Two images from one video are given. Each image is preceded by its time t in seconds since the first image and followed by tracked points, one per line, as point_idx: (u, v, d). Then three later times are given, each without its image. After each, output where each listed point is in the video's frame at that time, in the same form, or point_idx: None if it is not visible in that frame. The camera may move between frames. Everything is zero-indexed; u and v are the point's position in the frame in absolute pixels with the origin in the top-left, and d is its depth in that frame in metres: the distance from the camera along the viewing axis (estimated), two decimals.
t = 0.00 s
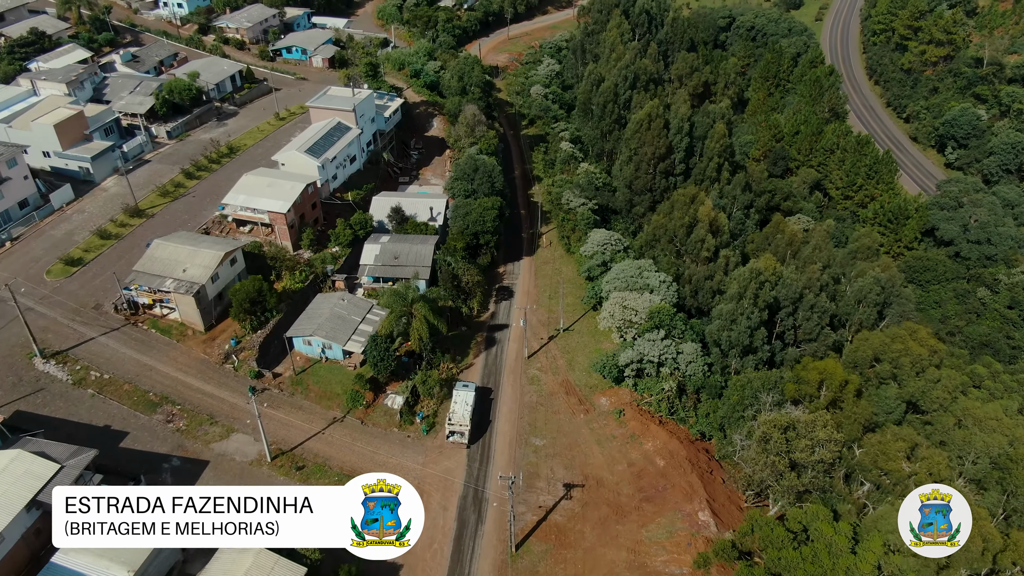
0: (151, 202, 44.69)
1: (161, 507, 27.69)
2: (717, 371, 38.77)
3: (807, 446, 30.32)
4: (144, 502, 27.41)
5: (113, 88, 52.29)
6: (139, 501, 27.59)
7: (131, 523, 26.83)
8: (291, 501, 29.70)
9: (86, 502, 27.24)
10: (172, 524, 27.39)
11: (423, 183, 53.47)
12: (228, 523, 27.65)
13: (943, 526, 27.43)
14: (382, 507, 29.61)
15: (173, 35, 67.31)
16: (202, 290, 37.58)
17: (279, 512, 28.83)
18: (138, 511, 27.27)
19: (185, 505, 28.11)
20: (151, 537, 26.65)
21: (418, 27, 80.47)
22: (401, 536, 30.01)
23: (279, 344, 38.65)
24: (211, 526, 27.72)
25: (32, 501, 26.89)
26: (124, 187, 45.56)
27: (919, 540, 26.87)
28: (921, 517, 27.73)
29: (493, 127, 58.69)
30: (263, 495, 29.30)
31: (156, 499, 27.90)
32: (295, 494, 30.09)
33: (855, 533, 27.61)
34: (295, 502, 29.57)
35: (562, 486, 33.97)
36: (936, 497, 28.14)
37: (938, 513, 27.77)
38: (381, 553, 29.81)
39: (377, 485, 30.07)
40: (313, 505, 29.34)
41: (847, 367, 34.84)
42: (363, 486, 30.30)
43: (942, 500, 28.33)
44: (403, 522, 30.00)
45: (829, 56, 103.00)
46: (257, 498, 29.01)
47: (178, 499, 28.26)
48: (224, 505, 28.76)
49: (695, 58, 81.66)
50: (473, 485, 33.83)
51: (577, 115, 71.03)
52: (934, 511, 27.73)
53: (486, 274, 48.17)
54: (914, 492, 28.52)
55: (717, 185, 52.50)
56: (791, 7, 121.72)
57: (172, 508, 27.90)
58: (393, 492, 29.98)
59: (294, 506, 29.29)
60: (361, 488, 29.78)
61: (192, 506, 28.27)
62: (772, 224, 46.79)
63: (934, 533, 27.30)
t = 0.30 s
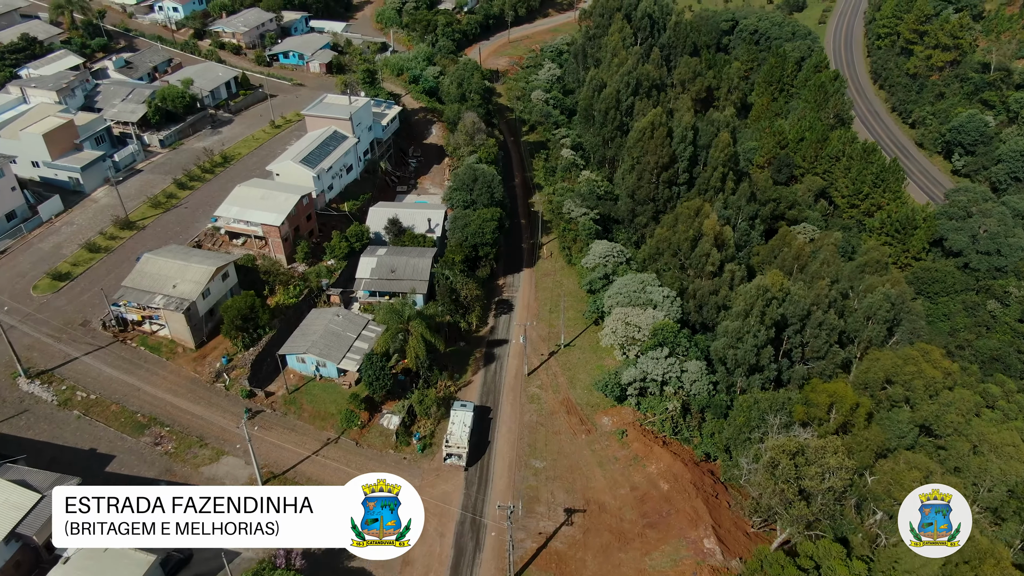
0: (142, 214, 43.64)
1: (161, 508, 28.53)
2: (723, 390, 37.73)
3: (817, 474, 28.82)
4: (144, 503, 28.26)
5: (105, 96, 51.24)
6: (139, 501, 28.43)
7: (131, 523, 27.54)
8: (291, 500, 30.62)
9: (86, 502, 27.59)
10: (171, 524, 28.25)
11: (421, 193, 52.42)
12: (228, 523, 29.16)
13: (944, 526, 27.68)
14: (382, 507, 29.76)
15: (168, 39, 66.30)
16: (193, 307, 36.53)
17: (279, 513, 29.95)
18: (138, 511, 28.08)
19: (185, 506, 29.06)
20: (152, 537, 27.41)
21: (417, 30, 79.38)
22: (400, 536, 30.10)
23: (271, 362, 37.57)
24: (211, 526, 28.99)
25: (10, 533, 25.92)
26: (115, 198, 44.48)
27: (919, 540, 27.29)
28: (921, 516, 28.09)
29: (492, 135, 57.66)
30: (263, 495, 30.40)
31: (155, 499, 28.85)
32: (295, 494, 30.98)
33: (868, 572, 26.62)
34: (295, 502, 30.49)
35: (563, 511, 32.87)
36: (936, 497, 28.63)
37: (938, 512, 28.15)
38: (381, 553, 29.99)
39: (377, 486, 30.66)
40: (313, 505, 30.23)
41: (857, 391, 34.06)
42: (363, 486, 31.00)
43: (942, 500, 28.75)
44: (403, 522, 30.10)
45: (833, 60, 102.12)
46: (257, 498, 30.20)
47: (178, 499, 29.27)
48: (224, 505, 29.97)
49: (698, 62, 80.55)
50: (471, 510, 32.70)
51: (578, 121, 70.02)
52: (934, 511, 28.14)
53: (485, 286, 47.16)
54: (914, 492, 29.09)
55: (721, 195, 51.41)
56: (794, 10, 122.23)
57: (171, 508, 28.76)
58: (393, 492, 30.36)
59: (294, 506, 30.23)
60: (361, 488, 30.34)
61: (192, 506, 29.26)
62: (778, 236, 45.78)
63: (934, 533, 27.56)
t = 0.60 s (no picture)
0: (131, 226, 42.55)
1: (161, 508, 29.53)
2: (728, 411, 36.59)
3: (827, 504, 28.00)
4: (144, 503, 29.27)
5: (96, 104, 50.13)
6: (139, 501, 29.41)
7: (132, 524, 28.90)
8: (292, 499, 30.78)
9: (85, 503, 28.09)
10: (172, 524, 29.40)
11: (419, 203, 51.29)
12: (228, 524, 29.71)
13: (943, 526, 28.06)
14: (382, 507, 29.90)
15: (162, 45, 65.23)
16: (182, 325, 35.42)
17: (279, 513, 30.15)
18: (138, 511, 29.17)
19: (185, 506, 29.72)
20: (152, 537, 29.10)
21: (417, 35, 78.33)
22: (401, 536, 30.22)
23: (263, 383, 36.41)
24: (211, 526, 29.62)
25: None
26: (104, 210, 43.36)
27: (919, 540, 27.76)
28: (921, 517, 28.35)
29: (492, 143, 56.51)
30: (264, 494, 30.47)
31: (156, 500, 29.71)
32: (295, 492, 31.13)
33: None
34: (295, 502, 30.67)
35: (563, 539, 31.68)
36: (936, 497, 28.79)
37: (938, 512, 28.32)
38: (381, 553, 30.26)
39: (377, 485, 30.61)
40: (313, 505, 30.64)
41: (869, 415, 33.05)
42: (363, 484, 30.95)
43: (942, 500, 28.93)
44: (404, 523, 30.13)
45: (837, 65, 101.14)
46: (257, 498, 30.23)
47: (178, 499, 29.89)
48: (224, 505, 30.08)
49: (700, 67, 79.46)
50: (467, 537, 31.50)
51: (579, 128, 68.92)
52: (934, 511, 28.34)
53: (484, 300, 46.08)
54: (914, 492, 29.22)
55: (726, 207, 50.23)
56: (797, 13, 122.15)
57: (171, 508, 29.63)
58: (393, 492, 30.26)
59: (294, 506, 30.44)
60: (362, 488, 30.24)
61: (191, 506, 29.84)
62: (784, 249, 44.66)
63: (934, 533, 27.97)
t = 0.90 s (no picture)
0: (119, 240, 41.41)
1: (161, 507, 29.87)
2: (733, 435, 35.39)
3: (838, 539, 26.88)
4: (144, 503, 29.67)
5: (85, 113, 48.96)
6: (139, 501, 29.87)
7: (131, 523, 29.28)
8: (292, 499, 31.32)
9: (86, 502, 29.13)
10: (172, 524, 29.62)
11: (416, 214, 50.09)
12: (228, 523, 29.96)
13: (943, 526, 28.41)
14: (382, 507, 30.45)
15: (155, 50, 64.09)
16: (168, 345, 34.28)
17: (279, 513, 30.76)
18: (138, 511, 29.60)
19: (185, 505, 30.01)
20: (151, 537, 29.16)
21: (415, 40, 77.28)
22: (400, 536, 30.48)
23: (252, 405, 35.22)
24: (211, 526, 29.84)
25: None
26: (91, 223, 42.20)
27: (920, 540, 28.01)
28: (921, 516, 28.66)
29: (490, 152, 55.32)
30: (263, 494, 31.14)
31: (156, 500, 30.08)
32: (296, 493, 31.64)
33: None
34: (295, 502, 31.20)
35: (562, 571, 30.50)
36: (936, 497, 28.92)
37: (938, 512, 28.58)
38: (381, 554, 30.36)
39: (377, 485, 31.08)
40: (313, 505, 31.04)
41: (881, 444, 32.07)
42: (362, 484, 31.43)
43: (942, 500, 29.09)
44: (403, 522, 30.55)
45: (842, 70, 99.94)
46: (257, 498, 30.91)
47: (178, 499, 30.17)
48: (223, 505, 30.40)
49: (703, 72, 78.31)
50: (462, 568, 30.32)
51: (579, 135, 67.80)
52: (934, 511, 28.59)
53: (482, 316, 44.90)
54: (914, 492, 29.41)
55: (730, 219, 49.01)
56: (800, 15, 121.23)
57: (171, 508, 29.96)
58: (392, 491, 30.88)
59: (294, 506, 30.96)
60: (362, 488, 30.88)
61: (191, 506, 30.09)
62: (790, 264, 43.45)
63: (934, 533, 28.28)
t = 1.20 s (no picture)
0: (106, 256, 40.20)
1: (161, 507, 29.21)
2: (739, 460, 34.14)
3: None
4: (143, 503, 29.12)
5: (73, 122, 47.78)
6: (139, 502, 29.33)
7: (132, 523, 28.92)
8: (292, 499, 30.58)
9: (85, 502, 29.02)
10: (171, 524, 29.05)
11: (412, 227, 48.86)
12: (227, 523, 29.44)
13: (943, 526, 28.50)
14: (382, 507, 29.97)
15: (147, 56, 62.94)
16: (153, 367, 33.11)
17: (279, 513, 30.08)
18: (138, 511, 29.12)
19: (184, 505, 29.34)
20: (152, 537, 28.75)
21: (413, 45, 76.16)
22: (401, 536, 30.20)
23: (239, 430, 34.09)
24: (211, 526, 29.19)
25: None
26: (77, 238, 41.01)
27: (919, 540, 28.34)
28: (922, 516, 28.85)
29: (489, 162, 54.09)
30: (264, 494, 30.45)
31: (156, 499, 29.46)
32: (296, 492, 30.86)
33: None
34: (296, 502, 30.45)
35: None
36: (936, 497, 29.07)
37: (938, 512, 28.73)
38: (381, 553, 30.14)
39: (377, 484, 30.32)
40: (313, 504, 30.29)
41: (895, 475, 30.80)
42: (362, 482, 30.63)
43: (942, 500, 29.16)
44: (403, 523, 30.21)
45: (846, 75, 98.77)
46: (257, 498, 30.24)
47: (178, 499, 29.54)
48: (224, 505, 29.86)
49: (705, 78, 77.21)
50: None
51: (579, 142, 66.60)
52: (934, 511, 28.73)
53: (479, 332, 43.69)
54: (914, 492, 29.51)
55: (734, 232, 47.87)
56: (803, 19, 120.33)
57: (171, 508, 29.28)
58: (393, 492, 30.24)
59: (294, 506, 30.23)
60: (361, 488, 30.14)
61: (191, 506, 29.43)
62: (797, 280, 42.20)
63: (934, 533, 28.46)
